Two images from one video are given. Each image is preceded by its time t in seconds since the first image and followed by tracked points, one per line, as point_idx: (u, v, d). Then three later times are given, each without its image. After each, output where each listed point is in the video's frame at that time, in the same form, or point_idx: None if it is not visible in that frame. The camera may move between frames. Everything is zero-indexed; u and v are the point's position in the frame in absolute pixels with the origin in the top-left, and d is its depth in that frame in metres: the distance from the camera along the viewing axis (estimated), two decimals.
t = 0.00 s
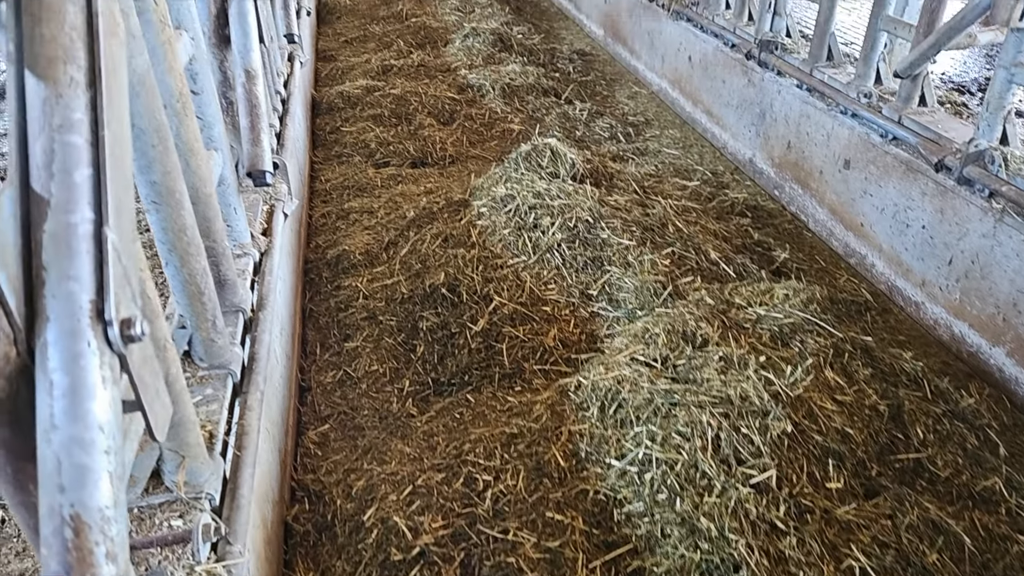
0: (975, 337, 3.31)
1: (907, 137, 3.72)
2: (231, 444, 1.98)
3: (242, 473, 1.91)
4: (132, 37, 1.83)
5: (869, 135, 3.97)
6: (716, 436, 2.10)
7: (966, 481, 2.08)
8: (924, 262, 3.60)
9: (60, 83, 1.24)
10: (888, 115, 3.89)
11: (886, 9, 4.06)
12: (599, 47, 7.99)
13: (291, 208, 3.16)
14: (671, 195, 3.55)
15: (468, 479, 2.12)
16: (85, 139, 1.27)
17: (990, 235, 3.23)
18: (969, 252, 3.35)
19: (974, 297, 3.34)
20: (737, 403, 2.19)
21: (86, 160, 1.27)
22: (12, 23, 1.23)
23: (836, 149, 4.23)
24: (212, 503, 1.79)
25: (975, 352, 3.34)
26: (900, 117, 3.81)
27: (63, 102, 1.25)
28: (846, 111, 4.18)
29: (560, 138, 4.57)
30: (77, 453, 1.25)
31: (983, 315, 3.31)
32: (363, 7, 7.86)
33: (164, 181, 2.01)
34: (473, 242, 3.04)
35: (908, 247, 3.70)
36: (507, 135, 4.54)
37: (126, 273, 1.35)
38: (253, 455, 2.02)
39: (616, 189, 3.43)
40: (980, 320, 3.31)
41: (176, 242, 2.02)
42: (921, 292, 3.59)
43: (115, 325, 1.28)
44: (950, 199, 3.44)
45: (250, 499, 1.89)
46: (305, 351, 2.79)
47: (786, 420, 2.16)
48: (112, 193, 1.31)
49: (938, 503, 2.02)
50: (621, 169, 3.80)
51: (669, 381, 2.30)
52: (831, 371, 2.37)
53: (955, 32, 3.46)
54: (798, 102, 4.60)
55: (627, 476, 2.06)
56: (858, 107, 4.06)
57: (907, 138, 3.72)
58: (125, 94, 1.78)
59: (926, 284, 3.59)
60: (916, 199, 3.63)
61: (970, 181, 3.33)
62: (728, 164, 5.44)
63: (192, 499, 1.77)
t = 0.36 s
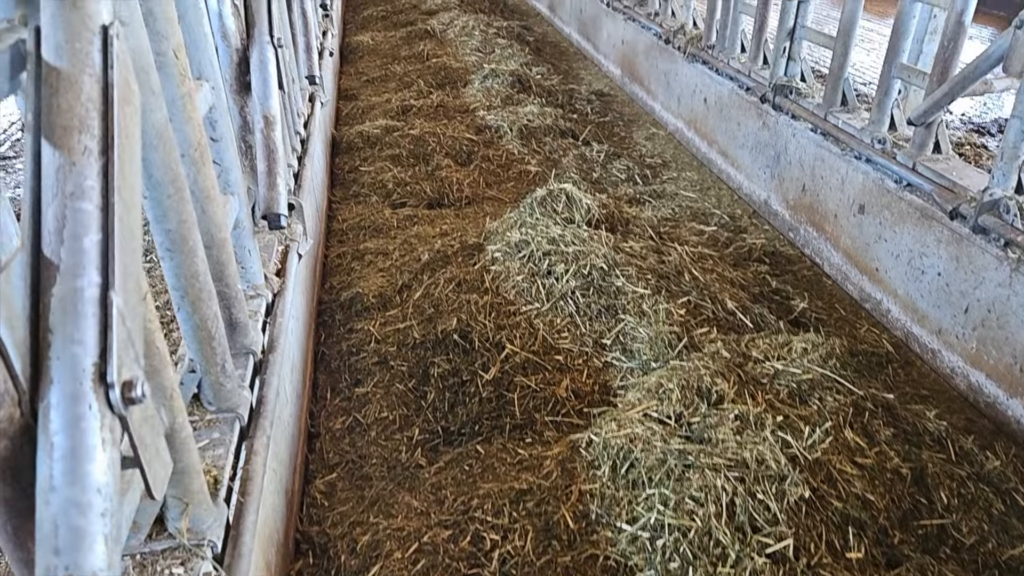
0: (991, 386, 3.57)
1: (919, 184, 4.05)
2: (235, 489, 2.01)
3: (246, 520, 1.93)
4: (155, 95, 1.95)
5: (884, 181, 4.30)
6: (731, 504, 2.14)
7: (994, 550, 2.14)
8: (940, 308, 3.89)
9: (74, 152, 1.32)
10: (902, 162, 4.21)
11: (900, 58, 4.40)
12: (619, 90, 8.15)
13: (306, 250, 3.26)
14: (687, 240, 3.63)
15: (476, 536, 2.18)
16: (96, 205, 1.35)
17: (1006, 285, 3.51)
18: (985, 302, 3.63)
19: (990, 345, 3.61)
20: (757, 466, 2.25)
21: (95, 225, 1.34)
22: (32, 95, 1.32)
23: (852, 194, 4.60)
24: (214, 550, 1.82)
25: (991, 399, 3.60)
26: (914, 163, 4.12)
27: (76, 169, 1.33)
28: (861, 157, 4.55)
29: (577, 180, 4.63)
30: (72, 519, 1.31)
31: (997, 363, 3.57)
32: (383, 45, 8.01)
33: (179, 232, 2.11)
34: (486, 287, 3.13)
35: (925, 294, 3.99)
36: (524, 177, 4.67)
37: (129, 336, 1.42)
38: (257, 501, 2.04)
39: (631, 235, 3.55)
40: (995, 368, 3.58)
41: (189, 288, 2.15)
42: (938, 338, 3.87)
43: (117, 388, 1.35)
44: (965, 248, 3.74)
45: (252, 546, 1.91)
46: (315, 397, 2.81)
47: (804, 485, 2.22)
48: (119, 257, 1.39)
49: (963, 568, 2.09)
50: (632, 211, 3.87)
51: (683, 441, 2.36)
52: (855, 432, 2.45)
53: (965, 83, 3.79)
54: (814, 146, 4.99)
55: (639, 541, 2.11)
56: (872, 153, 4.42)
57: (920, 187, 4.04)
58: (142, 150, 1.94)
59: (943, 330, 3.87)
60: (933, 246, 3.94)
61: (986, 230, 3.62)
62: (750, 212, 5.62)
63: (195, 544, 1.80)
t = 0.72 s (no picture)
0: (1006, 442, 3.59)
1: (929, 235, 4.18)
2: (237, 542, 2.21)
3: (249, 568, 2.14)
4: (172, 155, 2.15)
5: (893, 231, 4.43)
6: None
7: None
8: (952, 359, 3.95)
9: (91, 225, 1.42)
10: (911, 213, 4.38)
11: (908, 111, 4.63)
12: (631, 134, 8.23)
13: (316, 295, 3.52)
14: (699, 290, 3.85)
15: None
16: (111, 277, 1.43)
17: (1017, 337, 3.54)
18: (998, 354, 3.65)
19: (1003, 398, 3.64)
20: (773, 537, 2.37)
21: (109, 296, 1.43)
22: (53, 168, 1.43)
23: (861, 242, 4.72)
24: None
25: (1007, 455, 3.62)
26: (923, 215, 4.28)
27: (93, 241, 1.42)
28: (870, 206, 4.71)
29: (589, 226, 4.66)
30: None
31: (1010, 418, 3.60)
32: (398, 88, 8.20)
33: (192, 285, 2.31)
34: (496, 338, 3.29)
35: (936, 345, 4.05)
36: (535, 223, 4.77)
37: (136, 402, 1.49)
38: (259, 552, 2.22)
39: (642, 286, 3.79)
40: (1009, 423, 3.60)
41: (199, 340, 2.33)
42: (951, 391, 3.92)
43: (124, 457, 1.40)
44: (977, 299, 3.79)
45: None
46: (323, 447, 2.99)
47: (821, 559, 2.33)
48: (130, 326, 1.47)
49: None
50: (643, 259, 4.10)
51: (697, 507, 2.49)
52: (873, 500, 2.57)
53: (976, 134, 3.94)
54: (823, 194, 5.13)
55: None
56: (880, 202, 4.59)
57: (931, 237, 4.16)
58: (159, 209, 2.12)
59: (955, 383, 3.91)
60: (942, 296, 4.01)
61: (996, 282, 3.68)
62: (763, 259, 5.73)
63: None
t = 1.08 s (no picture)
0: (1016, 488, 3.60)
1: (936, 279, 4.18)
2: None
3: None
4: (182, 205, 2.18)
5: (901, 274, 4.43)
6: None
7: None
8: (961, 405, 3.95)
9: (101, 282, 1.44)
10: (918, 256, 4.39)
11: (913, 156, 4.66)
12: (641, 173, 8.28)
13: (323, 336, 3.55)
14: (710, 337, 3.88)
15: None
16: (118, 333, 1.45)
17: None
18: (1007, 401, 3.65)
19: (1013, 445, 3.63)
20: None
21: (116, 353, 1.44)
22: (65, 226, 1.47)
23: (869, 285, 4.71)
24: None
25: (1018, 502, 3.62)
26: (931, 259, 4.29)
27: (102, 299, 1.44)
28: (878, 249, 4.71)
29: (599, 268, 4.65)
30: None
31: (1020, 465, 3.60)
32: (410, 127, 8.31)
33: (199, 331, 2.35)
34: (503, 384, 3.32)
35: (946, 390, 4.05)
36: (544, 264, 4.80)
37: (140, 459, 1.48)
38: None
39: (651, 330, 3.82)
40: (1019, 470, 3.60)
41: (206, 386, 2.40)
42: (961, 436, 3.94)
43: (124, 515, 1.39)
44: (985, 345, 3.78)
45: None
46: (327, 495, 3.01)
47: None
48: (136, 383, 1.47)
49: None
50: (653, 303, 4.15)
51: (709, 569, 2.44)
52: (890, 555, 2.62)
53: (981, 180, 3.97)
54: (829, 235, 5.13)
55: None
56: (887, 245, 4.60)
57: (938, 281, 4.16)
58: (170, 254, 2.19)
59: (965, 428, 3.92)
60: (951, 340, 4.00)
61: (1004, 328, 3.66)
62: (775, 303, 5.65)
63: None
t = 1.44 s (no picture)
0: None
1: (942, 320, 4.18)
2: None
3: None
4: (191, 254, 2.22)
5: (907, 313, 4.41)
6: None
7: None
8: (969, 447, 3.92)
9: (109, 341, 1.48)
10: (923, 296, 4.40)
11: (918, 196, 4.68)
12: (647, 208, 8.33)
13: (329, 375, 3.56)
14: (720, 379, 4.02)
15: None
16: (124, 392, 1.48)
17: None
18: (1014, 443, 3.62)
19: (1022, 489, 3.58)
20: None
21: (122, 412, 1.47)
22: (76, 285, 1.52)
23: (875, 324, 4.69)
24: None
25: None
26: (937, 299, 4.29)
27: (110, 359, 1.47)
28: (883, 288, 4.70)
29: (606, 306, 4.70)
30: None
31: None
32: (419, 161, 8.41)
33: (205, 376, 2.37)
34: (509, 428, 3.42)
35: (954, 432, 4.02)
36: (551, 301, 4.83)
37: (144, 518, 1.51)
38: None
39: (659, 373, 3.98)
40: None
41: (210, 429, 2.41)
42: (970, 480, 3.90)
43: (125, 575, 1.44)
44: (993, 387, 3.75)
45: None
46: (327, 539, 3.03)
47: None
48: (141, 442, 1.51)
49: None
50: (660, 343, 4.31)
51: None
52: None
53: (986, 222, 3.98)
54: (835, 273, 5.12)
55: None
56: (893, 285, 4.61)
57: (944, 321, 4.15)
58: (178, 301, 2.23)
59: (973, 471, 3.89)
60: (958, 381, 3.98)
61: (1011, 371, 3.66)
62: (784, 343, 5.58)
63: None
